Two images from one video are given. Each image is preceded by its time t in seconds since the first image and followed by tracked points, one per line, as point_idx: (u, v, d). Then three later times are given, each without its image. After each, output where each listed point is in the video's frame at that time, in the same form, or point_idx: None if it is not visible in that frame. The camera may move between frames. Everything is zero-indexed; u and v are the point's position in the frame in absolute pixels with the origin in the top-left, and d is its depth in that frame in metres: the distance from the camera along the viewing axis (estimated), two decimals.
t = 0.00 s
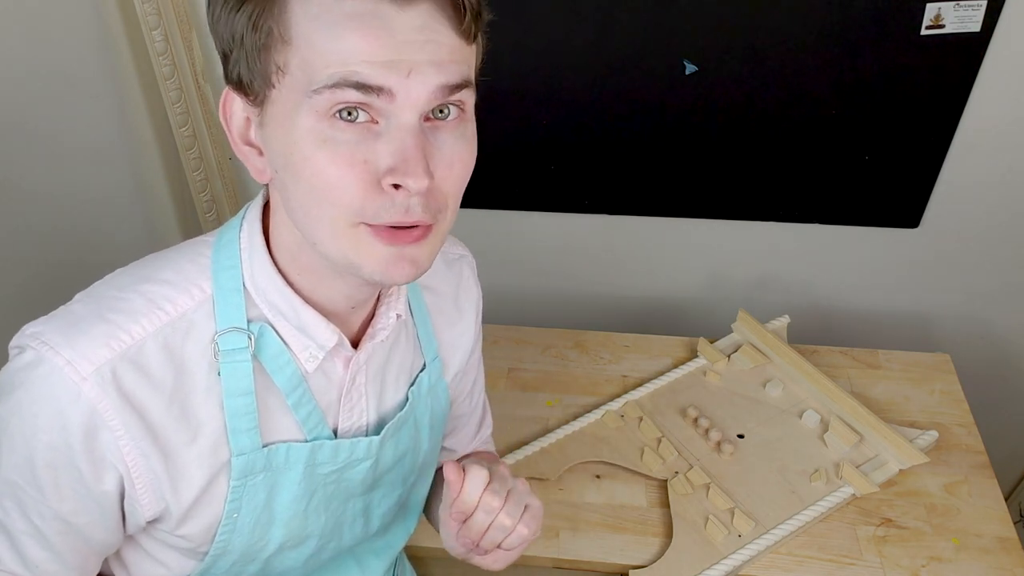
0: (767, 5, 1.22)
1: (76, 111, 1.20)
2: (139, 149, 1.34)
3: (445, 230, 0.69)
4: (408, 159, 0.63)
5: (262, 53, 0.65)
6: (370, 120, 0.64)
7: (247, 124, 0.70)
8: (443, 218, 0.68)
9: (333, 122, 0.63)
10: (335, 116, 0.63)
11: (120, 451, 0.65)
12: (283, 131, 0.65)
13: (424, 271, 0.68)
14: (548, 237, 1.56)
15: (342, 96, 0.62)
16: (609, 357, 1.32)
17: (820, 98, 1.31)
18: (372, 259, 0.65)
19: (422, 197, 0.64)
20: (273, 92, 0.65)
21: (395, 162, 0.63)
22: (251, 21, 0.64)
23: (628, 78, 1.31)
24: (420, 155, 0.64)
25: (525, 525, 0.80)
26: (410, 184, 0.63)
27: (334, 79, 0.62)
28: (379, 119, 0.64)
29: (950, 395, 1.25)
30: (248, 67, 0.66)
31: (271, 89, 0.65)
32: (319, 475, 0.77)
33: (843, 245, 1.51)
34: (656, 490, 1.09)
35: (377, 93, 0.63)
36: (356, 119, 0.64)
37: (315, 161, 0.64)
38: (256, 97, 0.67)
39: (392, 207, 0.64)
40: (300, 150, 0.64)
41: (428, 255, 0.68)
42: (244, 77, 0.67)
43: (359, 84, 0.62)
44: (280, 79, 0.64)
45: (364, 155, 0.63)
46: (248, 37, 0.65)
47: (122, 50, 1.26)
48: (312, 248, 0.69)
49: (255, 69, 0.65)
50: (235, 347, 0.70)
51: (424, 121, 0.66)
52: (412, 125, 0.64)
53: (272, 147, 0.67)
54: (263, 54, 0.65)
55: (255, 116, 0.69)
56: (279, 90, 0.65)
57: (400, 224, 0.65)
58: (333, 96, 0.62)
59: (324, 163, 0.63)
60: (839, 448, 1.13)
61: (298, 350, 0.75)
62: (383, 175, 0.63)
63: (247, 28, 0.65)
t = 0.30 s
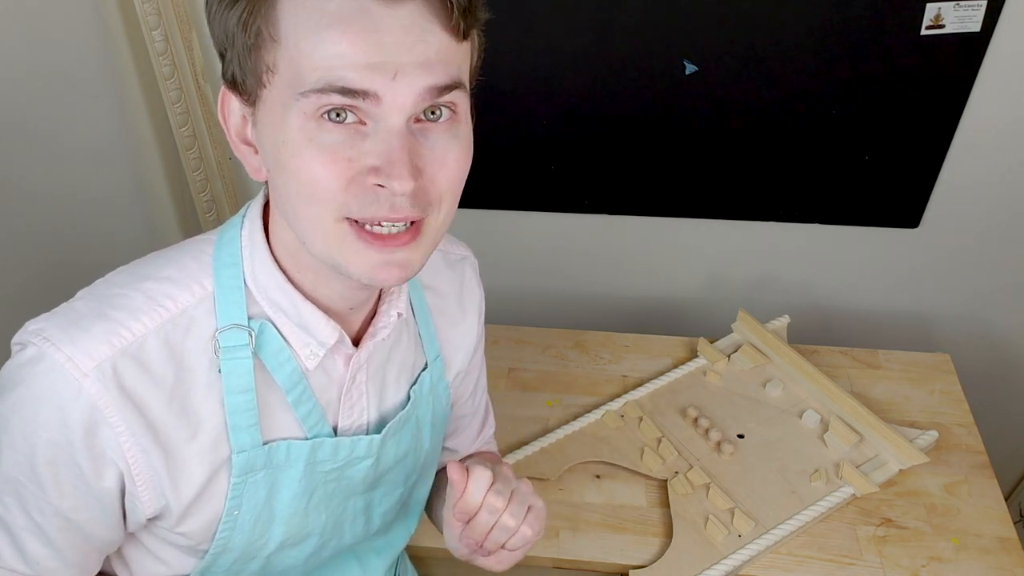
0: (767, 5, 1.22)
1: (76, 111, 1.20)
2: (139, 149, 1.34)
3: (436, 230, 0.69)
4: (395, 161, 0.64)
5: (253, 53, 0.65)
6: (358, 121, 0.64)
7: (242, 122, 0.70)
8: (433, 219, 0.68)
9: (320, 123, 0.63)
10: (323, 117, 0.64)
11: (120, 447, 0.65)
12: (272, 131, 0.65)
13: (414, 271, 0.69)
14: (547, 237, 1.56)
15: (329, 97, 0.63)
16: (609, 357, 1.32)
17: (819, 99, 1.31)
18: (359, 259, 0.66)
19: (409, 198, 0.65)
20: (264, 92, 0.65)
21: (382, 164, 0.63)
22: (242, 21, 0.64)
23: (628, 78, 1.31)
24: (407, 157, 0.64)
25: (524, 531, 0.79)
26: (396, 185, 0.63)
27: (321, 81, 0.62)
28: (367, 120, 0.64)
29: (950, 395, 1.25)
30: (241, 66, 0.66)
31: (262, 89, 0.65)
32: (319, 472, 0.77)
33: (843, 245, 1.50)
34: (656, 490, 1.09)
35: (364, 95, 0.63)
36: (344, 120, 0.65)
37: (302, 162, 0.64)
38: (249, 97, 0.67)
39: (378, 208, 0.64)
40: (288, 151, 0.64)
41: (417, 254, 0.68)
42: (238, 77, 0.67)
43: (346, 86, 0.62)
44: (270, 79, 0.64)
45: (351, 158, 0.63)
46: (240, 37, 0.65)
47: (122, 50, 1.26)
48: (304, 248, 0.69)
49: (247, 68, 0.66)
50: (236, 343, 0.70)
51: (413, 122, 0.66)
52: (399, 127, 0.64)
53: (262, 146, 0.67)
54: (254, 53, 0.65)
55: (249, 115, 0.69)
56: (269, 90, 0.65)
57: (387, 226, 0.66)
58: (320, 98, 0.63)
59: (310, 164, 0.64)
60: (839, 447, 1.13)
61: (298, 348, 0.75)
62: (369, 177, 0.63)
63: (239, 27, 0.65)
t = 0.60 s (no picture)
0: (767, 6, 1.22)
1: (76, 111, 1.20)
2: (138, 148, 1.34)
3: (444, 235, 0.69)
4: (405, 166, 0.64)
5: (264, 56, 0.65)
6: (368, 126, 0.64)
7: (251, 125, 0.70)
8: (441, 223, 0.68)
9: (330, 128, 0.63)
10: (333, 122, 0.64)
11: (125, 448, 0.65)
12: (282, 135, 0.65)
13: (422, 276, 0.69)
14: (547, 237, 1.56)
15: (340, 103, 0.63)
16: (609, 357, 1.32)
17: (819, 99, 1.31)
18: (367, 264, 0.66)
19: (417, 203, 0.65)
20: (275, 96, 0.65)
21: (391, 169, 0.63)
22: (253, 24, 0.64)
23: (628, 78, 1.31)
24: (417, 162, 0.64)
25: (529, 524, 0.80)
26: (405, 190, 0.63)
27: (332, 86, 0.62)
28: (378, 126, 0.64)
29: (950, 395, 1.25)
30: (252, 69, 0.66)
31: (272, 93, 0.66)
32: (323, 472, 0.77)
33: (842, 245, 1.50)
34: (656, 490, 1.09)
35: (375, 100, 0.63)
36: (354, 125, 0.65)
37: (311, 166, 0.64)
38: (259, 100, 0.67)
39: (387, 213, 0.64)
40: (297, 155, 0.64)
41: (425, 258, 0.68)
42: (248, 79, 0.67)
43: (357, 92, 0.62)
44: (281, 83, 0.64)
45: (361, 163, 0.63)
46: (251, 40, 0.65)
47: (122, 50, 1.26)
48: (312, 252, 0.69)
49: (258, 71, 0.66)
50: (241, 344, 0.70)
51: (423, 128, 0.66)
52: (410, 132, 0.64)
53: (272, 150, 0.67)
54: (266, 57, 0.65)
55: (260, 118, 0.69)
56: (280, 94, 0.65)
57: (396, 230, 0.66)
58: (331, 103, 0.63)
59: (319, 169, 0.64)
60: (839, 448, 1.13)
61: (302, 348, 0.75)
62: (378, 181, 0.63)
63: (250, 31, 0.65)
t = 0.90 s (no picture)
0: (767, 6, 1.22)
1: (75, 111, 1.20)
2: (138, 148, 1.34)
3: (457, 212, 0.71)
4: (423, 144, 0.64)
5: (267, 48, 0.64)
6: (381, 109, 0.65)
7: (247, 122, 0.69)
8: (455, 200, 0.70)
9: (346, 114, 0.64)
10: (347, 108, 0.64)
11: (124, 446, 0.65)
12: (293, 127, 0.64)
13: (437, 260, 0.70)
14: (547, 237, 1.56)
15: (355, 84, 0.63)
16: (609, 357, 1.32)
17: (819, 99, 1.31)
18: (389, 249, 0.66)
19: (437, 180, 0.66)
20: (280, 88, 0.65)
21: (412, 149, 0.64)
22: (254, 16, 0.64)
23: (628, 78, 1.31)
24: (434, 139, 0.65)
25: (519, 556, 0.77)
26: (428, 168, 0.64)
27: (348, 68, 0.62)
28: (391, 107, 0.65)
29: (950, 395, 1.25)
30: (252, 64, 0.65)
31: (276, 85, 0.65)
32: (324, 468, 0.77)
33: (842, 245, 1.50)
34: (656, 490, 1.09)
35: (391, 79, 0.63)
36: (367, 109, 0.65)
37: (329, 154, 0.64)
38: (260, 95, 0.66)
39: (411, 195, 0.65)
40: (311, 145, 0.64)
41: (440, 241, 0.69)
42: (248, 75, 0.66)
43: (375, 70, 0.62)
44: (289, 73, 0.64)
45: (380, 146, 0.64)
46: (252, 33, 0.64)
47: (122, 50, 1.26)
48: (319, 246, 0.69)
49: (261, 65, 0.65)
50: (238, 340, 0.70)
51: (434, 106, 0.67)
52: (425, 110, 0.65)
53: (279, 144, 0.66)
54: (268, 49, 0.64)
55: (256, 115, 0.68)
56: (287, 85, 0.64)
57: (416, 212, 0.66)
58: (347, 85, 0.63)
59: (338, 156, 0.63)
60: (839, 448, 1.13)
61: (301, 343, 0.75)
62: (400, 162, 0.64)
63: (249, 22, 0.64)
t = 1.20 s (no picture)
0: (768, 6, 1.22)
1: (76, 112, 1.20)
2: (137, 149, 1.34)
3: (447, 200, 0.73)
4: (433, 130, 0.66)
5: (278, 25, 0.64)
6: (392, 94, 0.66)
7: (240, 98, 0.69)
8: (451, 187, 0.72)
9: (357, 96, 0.64)
10: (358, 90, 0.64)
11: (132, 456, 0.65)
12: (300, 104, 0.65)
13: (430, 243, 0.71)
14: (547, 237, 1.56)
15: (372, 69, 0.64)
16: (609, 357, 1.32)
17: (820, 99, 1.31)
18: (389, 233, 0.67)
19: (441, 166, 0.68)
20: (287, 65, 0.65)
21: (420, 135, 0.66)
22: None
23: (628, 78, 1.31)
24: (442, 127, 0.67)
25: None
26: (436, 154, 0.66)
27: (369, 53, 0.63)
28: (402, 93, 0.66)
29: (950, 395, 1.25)
30: (259, 40, 0.65)
31: (287, 62, 0.65)
32: (324, 467, 0.77)
33: (842, 245, 1.50)
34: (655, 490, 1.09)
35: (408, 68, 0.64)
36: (376, 92, 0.65)
37: (337, 133, 0.64)
38: (262, 72, 0.66)
39: (416, 179, 0.66)
40: (320, 124, 0.64)
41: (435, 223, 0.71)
42: (250, 52, 0.66)
43: (396, 58, 0.63)
44: (302, 50, 0.64)
45: (389, 129, 0.65)
46: (267, 10, 0.64)
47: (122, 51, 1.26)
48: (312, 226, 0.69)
49: (269, 42, 0.65)
50: (226, 344, 0.70)
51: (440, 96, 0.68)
52: (435, 99, 0.66)
53: (281, 121, 0.66)
54: (281, 26, 0.64)
55: (250, 90, 0.68)
56: (298, 62, 0.64)
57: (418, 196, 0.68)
58: (364, 69, 0.63)
59: (348, 137, 0.64)
60: (839, 448, 1.13)
61: (290, 340, 0.75)
62: (410, 147, 0.65)
63: None
